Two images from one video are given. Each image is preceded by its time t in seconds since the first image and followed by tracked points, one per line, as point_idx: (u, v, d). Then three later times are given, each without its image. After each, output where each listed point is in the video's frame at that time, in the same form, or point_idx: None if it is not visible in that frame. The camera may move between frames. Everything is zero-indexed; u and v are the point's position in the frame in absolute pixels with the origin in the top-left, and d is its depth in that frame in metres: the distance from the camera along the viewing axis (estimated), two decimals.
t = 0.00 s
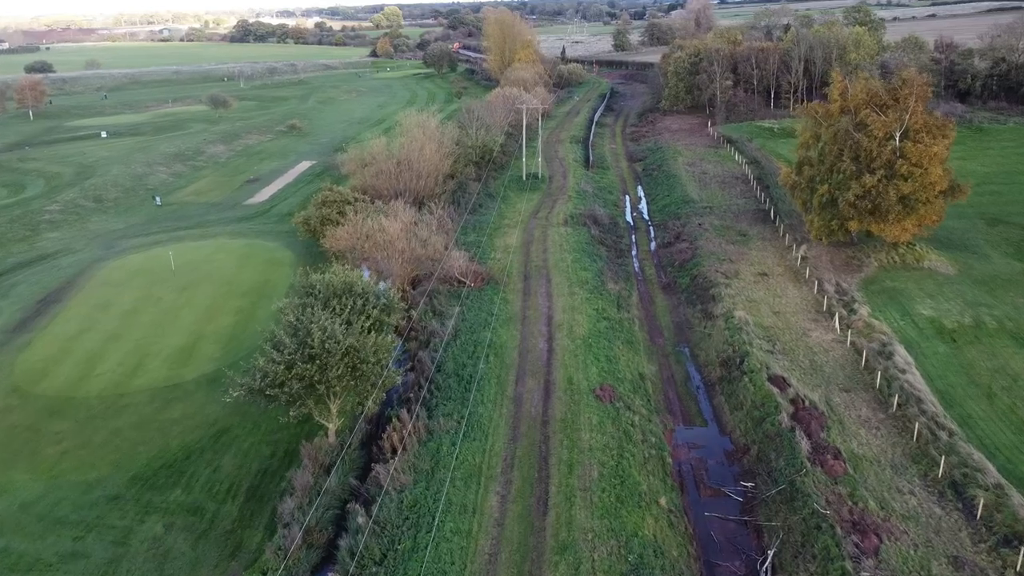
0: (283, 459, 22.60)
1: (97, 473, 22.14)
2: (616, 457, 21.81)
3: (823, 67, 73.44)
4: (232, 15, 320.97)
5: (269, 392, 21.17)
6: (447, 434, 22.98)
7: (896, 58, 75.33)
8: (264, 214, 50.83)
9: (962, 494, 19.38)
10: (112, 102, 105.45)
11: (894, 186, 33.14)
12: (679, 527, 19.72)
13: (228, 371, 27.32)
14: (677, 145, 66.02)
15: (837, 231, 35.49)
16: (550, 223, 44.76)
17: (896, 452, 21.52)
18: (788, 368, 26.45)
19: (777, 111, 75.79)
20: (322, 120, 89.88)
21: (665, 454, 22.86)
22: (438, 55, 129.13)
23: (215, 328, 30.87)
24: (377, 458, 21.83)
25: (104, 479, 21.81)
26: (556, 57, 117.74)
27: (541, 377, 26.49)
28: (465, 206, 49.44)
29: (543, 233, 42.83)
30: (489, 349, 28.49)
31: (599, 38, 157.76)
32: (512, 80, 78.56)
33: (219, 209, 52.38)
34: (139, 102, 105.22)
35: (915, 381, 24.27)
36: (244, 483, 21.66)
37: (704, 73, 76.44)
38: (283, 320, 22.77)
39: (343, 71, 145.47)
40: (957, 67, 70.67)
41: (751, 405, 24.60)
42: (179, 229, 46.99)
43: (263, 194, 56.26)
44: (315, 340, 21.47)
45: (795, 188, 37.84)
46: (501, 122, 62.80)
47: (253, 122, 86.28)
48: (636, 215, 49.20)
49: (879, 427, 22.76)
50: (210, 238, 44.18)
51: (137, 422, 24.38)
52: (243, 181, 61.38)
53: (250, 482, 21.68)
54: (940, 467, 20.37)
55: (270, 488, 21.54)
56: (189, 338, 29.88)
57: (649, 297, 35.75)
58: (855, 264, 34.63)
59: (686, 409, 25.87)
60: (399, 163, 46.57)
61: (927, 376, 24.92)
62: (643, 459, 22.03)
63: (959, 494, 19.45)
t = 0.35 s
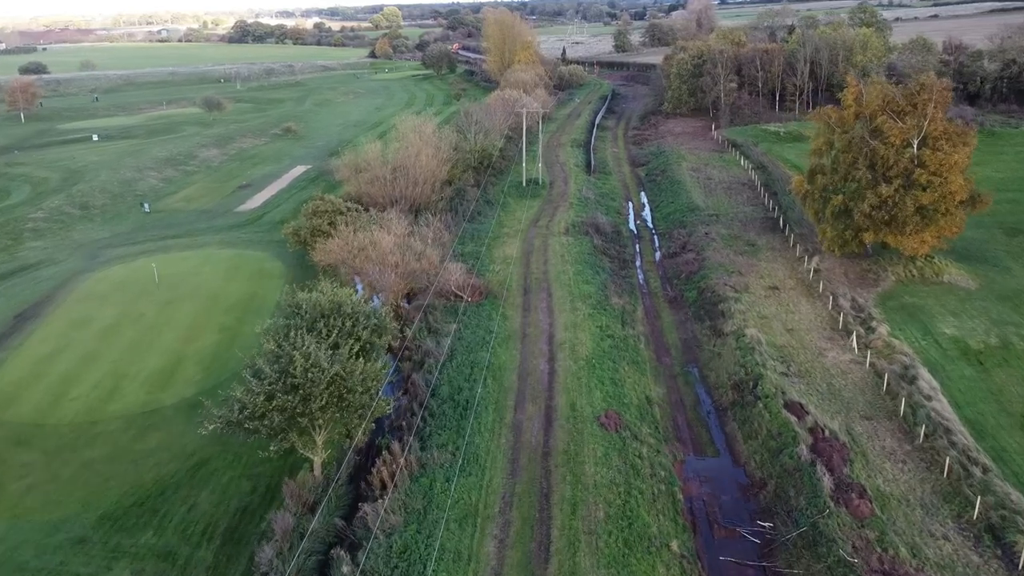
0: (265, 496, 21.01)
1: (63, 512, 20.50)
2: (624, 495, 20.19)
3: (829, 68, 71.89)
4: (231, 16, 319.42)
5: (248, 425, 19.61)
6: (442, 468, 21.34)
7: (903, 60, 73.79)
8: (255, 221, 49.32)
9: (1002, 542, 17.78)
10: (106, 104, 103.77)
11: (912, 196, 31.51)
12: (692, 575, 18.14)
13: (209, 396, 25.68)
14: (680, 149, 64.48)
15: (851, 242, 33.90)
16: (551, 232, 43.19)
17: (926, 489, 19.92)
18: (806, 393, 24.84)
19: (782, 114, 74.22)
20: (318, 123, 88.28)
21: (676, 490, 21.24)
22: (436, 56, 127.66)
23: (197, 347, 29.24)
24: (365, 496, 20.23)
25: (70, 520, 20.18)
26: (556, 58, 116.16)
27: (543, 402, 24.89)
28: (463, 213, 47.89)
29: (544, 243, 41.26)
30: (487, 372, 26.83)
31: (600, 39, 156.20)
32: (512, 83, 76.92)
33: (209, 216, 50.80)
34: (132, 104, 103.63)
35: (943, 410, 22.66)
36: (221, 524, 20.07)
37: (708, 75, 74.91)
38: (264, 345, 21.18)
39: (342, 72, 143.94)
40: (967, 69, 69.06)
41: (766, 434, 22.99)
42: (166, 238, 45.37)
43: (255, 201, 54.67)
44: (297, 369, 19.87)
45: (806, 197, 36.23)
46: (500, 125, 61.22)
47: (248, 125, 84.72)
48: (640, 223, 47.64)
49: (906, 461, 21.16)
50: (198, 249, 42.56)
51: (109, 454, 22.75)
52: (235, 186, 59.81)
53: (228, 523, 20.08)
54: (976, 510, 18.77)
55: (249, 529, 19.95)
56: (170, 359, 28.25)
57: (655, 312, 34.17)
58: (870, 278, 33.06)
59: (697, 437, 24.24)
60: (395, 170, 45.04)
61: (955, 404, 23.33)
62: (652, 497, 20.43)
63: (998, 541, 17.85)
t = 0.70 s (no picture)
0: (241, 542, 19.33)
1: (19, 558, 18.76)
2: (632, 543, 18.53)
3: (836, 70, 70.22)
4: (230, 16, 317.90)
5: (221, 467, 17.94)
6: (434, 511, 19.64)
7: (911, 61, 72.11)
8: (245, 230, 47.64)
9: None
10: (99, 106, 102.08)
11: (933, 208, 29.77)
12: None
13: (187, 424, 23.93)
14: (685, 153, 62.82)
15: (867, 255, 32.21)
16: (552, 242, 41.51)
17: (963, 537, 18.27)
18: (826, 422, 23.14)
19: (788, 117, 72.53)
20: (314, 126, 86.55)
21: (688, 534, 19.55)
22: (434, 57, 126.27)
23: (177, 368, 27.51)
24: (350, 543, 18.51)
25: (27, 567, 18.45)
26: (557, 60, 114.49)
27: (544, 433, 23.19)
28: (461, 222, 46.22)
29: (544, 254, 39.57)
30: (484, 398, 25.10)
31: (601, 39, 154.43)
32: (511, 85, 75.17)
33: (198, 224, 49.12)
34: (125, 107, 101.89)
35: (977, 445, 20.97)
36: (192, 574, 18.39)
37: (712, 77, 73.25)
38: (240, 377, 19.48)
39: (339, 73, 142.30)
40: (978, 71, 67.35)
41: (785, 469, 21.29)
42: (152, 248, 43.69)
43: (246, 208, 52.98)
44: (274, 406, 18.16)
45: (819, 208, 34.53)
46: (500, 130, 59.55)
47: (242, 129, 83.04)
48: (644, 232, 45.96)
49: (939, 503, 19.49)
50: (184, 261, 40.86)
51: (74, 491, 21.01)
52: (226, 193, 58.11)
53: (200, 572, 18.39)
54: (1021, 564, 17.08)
55: None
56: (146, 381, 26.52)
57: (662, 328, 32.45)
58: (887, 294, 31.38)
59: (709, 471, 22.52)
60: (390, 177, 43.35)
61: (988, 437, 21.68)
62: (662, 544, 18.77)
63: None
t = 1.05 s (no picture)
0: None
1: None
2: None
3: (842, 72, 68.80)
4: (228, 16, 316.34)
5: (189, 514, 16.27)
6: (424, 558, 18.07)
7: (920, 63, 70.48)
8: (234, 239, 46.11)
9: None
10: (92, 108, 100.49)
11: (956, 220, 28.10)
12: None
13: (160, 458, 22.47)
14: (688, 157, 61.34)
15: (884, 269, 30.61)
16: (552, 253, 39.97)
17: None
18: (847, 455, 21.59)
19: (793, 120, 71.06)
20: (309, 128, 85.01)
21: None
22: (432, 58, 125.19)
23: (153, 394, 26.03)
24: None
25: None
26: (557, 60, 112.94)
27: (545, 467, 21.61)
28: (458, 231, 44.66)
29: (544, 266, 38.06)
30: (481, 427, 23.51)
31: (601, 39, 152.88)
32: (511, 87, 73.53)
33: (186, 233, 47.56)
34: (118, 109, 100.35)
35: (1015, 483, 19.40)
36: None
37: (715, 80, 71.84)
38: (213, 414, 17.86)
39: (337, 75, 140.82)
40: (988, 73, 65.92)
41: (805, 510, 19.71)
42: (137, 260, 42.18)
43: (237, 215, 51.46)
44: (247, 448, 16.53)
45: (832, 219, 32.90)
46: (499, 134, 58.03)
47: (236, 132, 81.50)
48: (647, 240, 44.43)
49: (975, 550, 17.93)
50: (169, 272, 39.30)
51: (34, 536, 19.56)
52: (217, 199, 56.56)
53: None
54: None
55: None
56: (120, 409, 25.05)
57: (668, 347, 30.85)
58: (905, 311, 29.83)
59: (722, 508, 20.92)
60: (384, 185, 41.79)
61: None
62: None
63: None
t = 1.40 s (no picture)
0: None
1: None
2: None
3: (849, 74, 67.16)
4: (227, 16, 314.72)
5: None
6: None
7: (930, 66, 68.70)
8: (223, 249, 44.47)
9: None
10: (84, 110, 98.82)
11: (982, 235, 26.23)
12: None
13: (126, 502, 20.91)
14: (692, 163, 59.67)
15: (904, 286, 28.85)
16: (552, 265, 38.26)
17: None
18: (874, 497, 19.88)
19: (799, 123, 69.34)
20: (305, 131, 83.34)
21: None
22: (431, 59, 123.65)
23: (123, 424, 24.41)
24: None
25: None
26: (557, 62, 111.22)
27: (545, 511, 19.92)
28: (454, 241, 42.93)
29: (544, 279, 36.35)
30: (475, 463, 21.81)
31: (602, 40, 151.10)
32: (510, 89, 71.81)
33: (173, 243, 45.88)
34: (111, 111, 98.71)
35: None
36: None
37: (720, 82, 70.16)
38: (177, 461, 16.16)
39: (335, 76, 139.18)
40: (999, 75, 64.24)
41: (831, 562, 18.00)
42: (119, 272, 40.52)
43: (226, 224, 49.80)
44: (212, 503, 14.84)
45: (848, 232, 31.09)
46: (498, 137, 56.37)
47: (229, 135, 79.85)
48: (652, 251, 42.71)
49: None
50: (151, 286, 37.62)
51: None
52: (207, 206, 54.90)
53: None
54: None
55: None
56: (87, 442, 23.44)
57: (675, 368, 29.10)
58: (928, 333, 28.04)
59: (738, 555, 19.21)
60: (378, 193, 40.09)
61: None
62: None
63: None
